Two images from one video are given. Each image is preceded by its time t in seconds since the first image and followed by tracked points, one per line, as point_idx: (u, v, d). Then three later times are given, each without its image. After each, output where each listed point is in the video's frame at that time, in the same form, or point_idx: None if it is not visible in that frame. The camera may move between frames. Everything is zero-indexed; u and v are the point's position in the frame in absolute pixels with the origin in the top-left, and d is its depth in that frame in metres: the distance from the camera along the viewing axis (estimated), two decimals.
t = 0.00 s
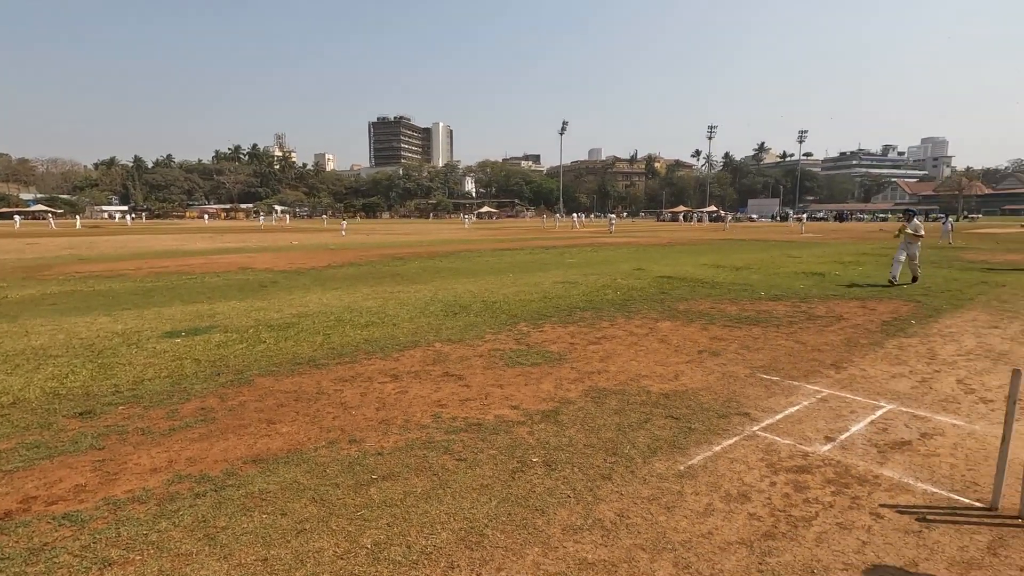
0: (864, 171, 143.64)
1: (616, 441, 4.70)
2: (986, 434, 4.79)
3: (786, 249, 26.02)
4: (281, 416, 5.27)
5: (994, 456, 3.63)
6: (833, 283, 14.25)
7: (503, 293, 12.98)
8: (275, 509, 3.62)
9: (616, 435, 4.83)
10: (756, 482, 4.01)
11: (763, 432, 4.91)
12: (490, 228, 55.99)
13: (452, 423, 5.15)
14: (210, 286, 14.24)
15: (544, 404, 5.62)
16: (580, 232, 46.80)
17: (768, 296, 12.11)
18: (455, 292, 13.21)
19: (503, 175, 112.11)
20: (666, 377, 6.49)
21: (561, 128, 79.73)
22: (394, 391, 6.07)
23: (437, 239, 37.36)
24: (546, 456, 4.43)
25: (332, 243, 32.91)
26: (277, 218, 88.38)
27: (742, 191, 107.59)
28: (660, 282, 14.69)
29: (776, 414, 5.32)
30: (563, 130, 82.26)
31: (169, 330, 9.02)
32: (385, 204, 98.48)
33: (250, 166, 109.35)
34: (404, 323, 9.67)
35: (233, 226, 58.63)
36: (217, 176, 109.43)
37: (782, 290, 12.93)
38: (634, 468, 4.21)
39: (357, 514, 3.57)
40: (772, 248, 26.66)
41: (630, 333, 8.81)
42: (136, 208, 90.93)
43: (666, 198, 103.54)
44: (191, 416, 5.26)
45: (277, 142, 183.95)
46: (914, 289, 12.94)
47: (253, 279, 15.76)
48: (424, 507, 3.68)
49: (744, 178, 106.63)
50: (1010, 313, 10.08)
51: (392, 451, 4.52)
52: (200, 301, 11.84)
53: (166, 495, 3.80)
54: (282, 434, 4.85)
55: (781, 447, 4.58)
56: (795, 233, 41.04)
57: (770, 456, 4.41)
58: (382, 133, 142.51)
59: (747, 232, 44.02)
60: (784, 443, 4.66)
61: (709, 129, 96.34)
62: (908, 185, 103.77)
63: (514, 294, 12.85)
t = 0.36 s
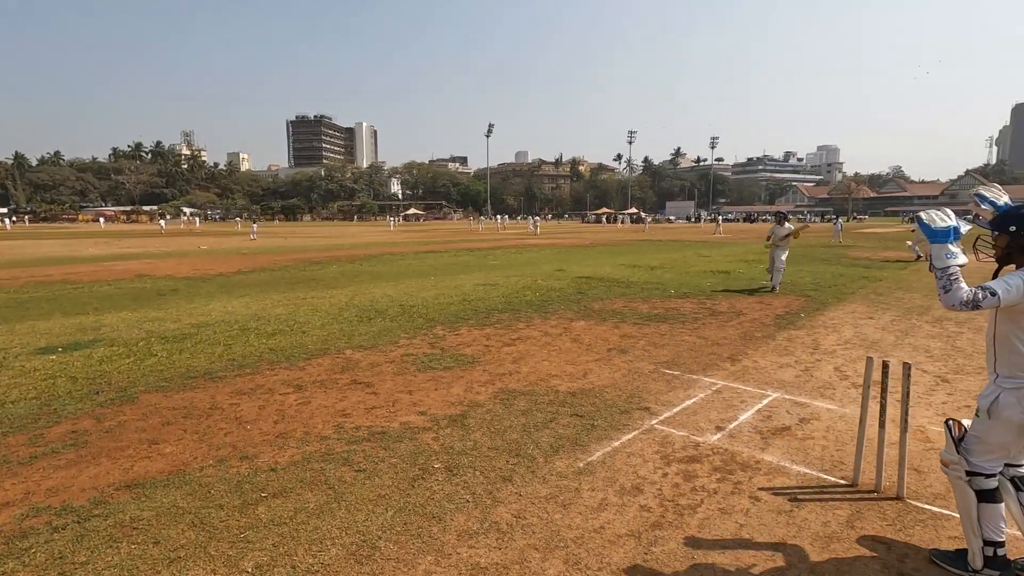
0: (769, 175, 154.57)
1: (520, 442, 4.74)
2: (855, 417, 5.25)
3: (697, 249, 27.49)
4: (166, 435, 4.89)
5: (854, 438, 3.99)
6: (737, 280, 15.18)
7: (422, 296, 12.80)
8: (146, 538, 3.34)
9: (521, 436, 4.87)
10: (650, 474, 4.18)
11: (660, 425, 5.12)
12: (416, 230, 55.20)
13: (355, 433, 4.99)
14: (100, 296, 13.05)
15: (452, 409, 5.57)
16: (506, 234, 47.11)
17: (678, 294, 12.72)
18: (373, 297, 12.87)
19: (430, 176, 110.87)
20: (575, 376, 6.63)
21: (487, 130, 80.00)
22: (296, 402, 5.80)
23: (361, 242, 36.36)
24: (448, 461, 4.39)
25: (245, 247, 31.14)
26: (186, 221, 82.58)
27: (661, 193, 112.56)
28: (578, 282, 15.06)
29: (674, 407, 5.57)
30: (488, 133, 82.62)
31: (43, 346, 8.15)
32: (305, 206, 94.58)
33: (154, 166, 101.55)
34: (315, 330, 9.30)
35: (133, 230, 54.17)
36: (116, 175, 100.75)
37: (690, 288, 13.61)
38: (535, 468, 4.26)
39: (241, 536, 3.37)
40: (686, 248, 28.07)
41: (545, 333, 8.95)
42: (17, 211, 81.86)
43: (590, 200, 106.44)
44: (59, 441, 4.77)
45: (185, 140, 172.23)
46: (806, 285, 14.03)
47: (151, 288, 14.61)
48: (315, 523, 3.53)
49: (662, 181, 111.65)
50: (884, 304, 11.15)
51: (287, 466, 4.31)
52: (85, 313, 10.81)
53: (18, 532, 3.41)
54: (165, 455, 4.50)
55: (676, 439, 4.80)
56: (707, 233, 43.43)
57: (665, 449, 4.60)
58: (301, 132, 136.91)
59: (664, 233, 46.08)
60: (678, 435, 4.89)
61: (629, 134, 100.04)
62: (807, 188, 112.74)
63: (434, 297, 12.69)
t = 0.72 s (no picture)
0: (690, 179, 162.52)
1: (440, 449, 4.67)
2: (759, 408, 5.58)
3: (623, 250, 28.39)
4: (44, 463, 4.42)
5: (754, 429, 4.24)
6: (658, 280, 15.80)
7: (346, 302, 12.39)
8: None
9: (441, 443, 4.80)
10: (568, 475, 4.24)
11: (579, 425, 5.21)
12: (343, 233, 53.46)
13: (265, 448, 4.73)
14: None
15: (370, 418, 5.41)
16: (437, 236, 46.61)
17: (602, 295, 13.06)
18: (292, 303, 12.32)
19: (359, 177, 107.99)
20: (499, 379, 6.63)
21: (418, 131, 78.95)
22: (201, 419, 5.43)
23: (284, 245, 34.82)
24: (364, 473, 4.25)
25: (153, 251, 28.97)
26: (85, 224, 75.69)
27: (589, 196, 115.50)
28: (507, 285, 15.13)
29: (593, 407, 5.70)
30: (418, 134, 81.25)
31: None
32: (224, 208, 89.36)
33: (47, 163, 92.49)
34: (227, 340, 8.76)
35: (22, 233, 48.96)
36: None
37: (614, 289, 14.02)
38: (454, 475, 4.21)
39: (127, 570, 3.10)
40: (612, 249, 28.93)
41: (471, 337, 8.91)
42: None
43: (521, 202, 107.46)
44: None
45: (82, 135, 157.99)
46: (720, 284, 14.82)
47: (39, 298, 13.23)
48: (215, 548, 3.31)
49: (591, 184, 114.56)
50: (788, 301, 11.98)
51: (186, 489, 4.02)
52: None
53: None
54: (42, 485, 4.07)
55: (594, 438, 4.90)
56: (633, 235, 44.95)
57: (583, 448, 4.69)
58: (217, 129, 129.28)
59: (593, 235, 47.22)
60: (596, 434, 5.00)
61: (558, 141, 102.09)
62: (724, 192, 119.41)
63: (358, 302, 12.33)
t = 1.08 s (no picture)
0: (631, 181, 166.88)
1: (381, 455, 4.55)
2: (697, 402, 5.77)
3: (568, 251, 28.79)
4: None
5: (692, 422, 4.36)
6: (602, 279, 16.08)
7: (284, 305, 11.91)
8: None
9: (383, 448, 4.67)
10: (512, 474, 4.22)
11: (524, 424, 5.22)
12: (282, 234, 51.49)
13: (192, 462, 4.46)
14: None
15: (309, 425, 5.20)
16: (382, 237, 45.72)
17: (548, 295, 13.17)
18: (226, 307, 11.72)
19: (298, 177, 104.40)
20: (444, 381, 6.55)
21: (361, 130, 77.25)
22: (121, 432, 5.06)
23: (217, 247, 33.21)
24: (301, 483, 4.08)
25: (70, 254, 26.95)
26: None
27: (535, 197, 116.47)
28: (453, 285, 15.00)
29: (538, 406, 5.72)
30: (361, 133, 79.42)
31: None
32: (151, 208, 84.26)
33: None
34: (152, 348, 8.23)
35: None
36: None
37: (559, 289, 14.18)
38: (396, 481, 4.10)
39: None
40: (557, 250, 29.27)
41: (416, 339, 8.76)
42: None
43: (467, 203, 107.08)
44: None
45: None
46: (661, 282, 15.28)
47: None
48: (134, 572, 3.07)
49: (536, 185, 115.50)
50: (724, 298, 12.47)
51: (102, 509, 3.73)
52: None
53: None
54: None
55: (538, 437, 4.92)
56: (578, 236, 45.63)
57: (528, 447, 4.69)
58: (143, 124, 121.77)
59: (539, 235, 47.59)
60: (541, 432, 5.01)
61: (505, 142, 102.51)
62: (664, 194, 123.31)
63: (297, 305, 11.88)
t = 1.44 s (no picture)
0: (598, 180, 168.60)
1: (353, 460, 4.45)
2: (668, 400, 5.85)
3: (537, 248, 28.85)
4: None
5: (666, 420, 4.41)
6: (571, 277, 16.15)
7: (246, 306, 11.54)
8: None
9: (354, 454, 4.56)
10: (487, 477, 4.19)
11: (498, 426, 5.18)
12: (243, 232, 49.99)
13: (152, 473, 4.27)
14: None
15: (276, 431, 5.05)
16: (347, 235, 44.90)
17: (517, 293, 13.15)
18: (184, 309, 11.28)
19: (259, 173, 101.58)
20: (415, 382, 6.45)
21: (324, 127, 75.64)
22: (73, 444, 4.80)
23: (173, 246, 31.96)
24: (269, 492, 3.95)
25: (13, 254, 25.53)
26: None
27: (502, 195, 116.34)
28: (421, 285, 14.82)
29: (511, 406, 5.69)
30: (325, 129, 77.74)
31: None
32: (101, 206, 80.55)
33: None
34: (106, 353, 7.85)
35: None
36: None
37: (529, 287, 14.18)
38: (368, 487, 4.02)
39: None
40: (525, 248, 29.30)
41: (385, 339, 8.61)
42: None
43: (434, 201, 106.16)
44: None
45: None
46: (629, 280, 15.44)
47: None
48: None
49: (503, 182, 115.43)
50: (690, 295, 12.71)
51: (53, 527, 3.52)
52: None
53: None
54: None
55: (512, 438, 4.89)
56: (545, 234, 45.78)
57: (502, 449, 4.67)
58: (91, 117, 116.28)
59: (507, 233, 47.53)
60: (514, 434, 4.99)
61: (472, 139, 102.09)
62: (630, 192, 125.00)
63: (260, 306, 11.53)
